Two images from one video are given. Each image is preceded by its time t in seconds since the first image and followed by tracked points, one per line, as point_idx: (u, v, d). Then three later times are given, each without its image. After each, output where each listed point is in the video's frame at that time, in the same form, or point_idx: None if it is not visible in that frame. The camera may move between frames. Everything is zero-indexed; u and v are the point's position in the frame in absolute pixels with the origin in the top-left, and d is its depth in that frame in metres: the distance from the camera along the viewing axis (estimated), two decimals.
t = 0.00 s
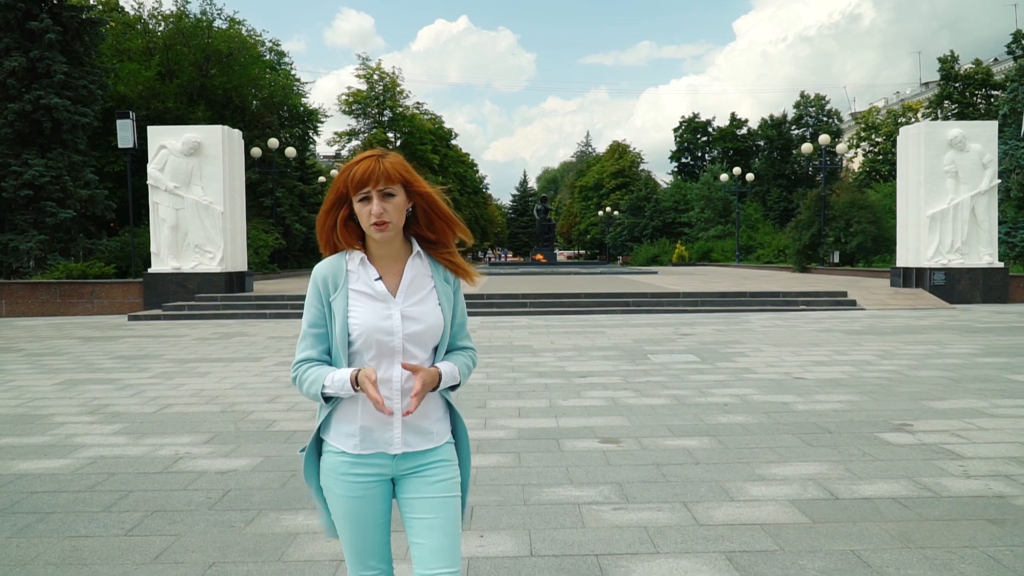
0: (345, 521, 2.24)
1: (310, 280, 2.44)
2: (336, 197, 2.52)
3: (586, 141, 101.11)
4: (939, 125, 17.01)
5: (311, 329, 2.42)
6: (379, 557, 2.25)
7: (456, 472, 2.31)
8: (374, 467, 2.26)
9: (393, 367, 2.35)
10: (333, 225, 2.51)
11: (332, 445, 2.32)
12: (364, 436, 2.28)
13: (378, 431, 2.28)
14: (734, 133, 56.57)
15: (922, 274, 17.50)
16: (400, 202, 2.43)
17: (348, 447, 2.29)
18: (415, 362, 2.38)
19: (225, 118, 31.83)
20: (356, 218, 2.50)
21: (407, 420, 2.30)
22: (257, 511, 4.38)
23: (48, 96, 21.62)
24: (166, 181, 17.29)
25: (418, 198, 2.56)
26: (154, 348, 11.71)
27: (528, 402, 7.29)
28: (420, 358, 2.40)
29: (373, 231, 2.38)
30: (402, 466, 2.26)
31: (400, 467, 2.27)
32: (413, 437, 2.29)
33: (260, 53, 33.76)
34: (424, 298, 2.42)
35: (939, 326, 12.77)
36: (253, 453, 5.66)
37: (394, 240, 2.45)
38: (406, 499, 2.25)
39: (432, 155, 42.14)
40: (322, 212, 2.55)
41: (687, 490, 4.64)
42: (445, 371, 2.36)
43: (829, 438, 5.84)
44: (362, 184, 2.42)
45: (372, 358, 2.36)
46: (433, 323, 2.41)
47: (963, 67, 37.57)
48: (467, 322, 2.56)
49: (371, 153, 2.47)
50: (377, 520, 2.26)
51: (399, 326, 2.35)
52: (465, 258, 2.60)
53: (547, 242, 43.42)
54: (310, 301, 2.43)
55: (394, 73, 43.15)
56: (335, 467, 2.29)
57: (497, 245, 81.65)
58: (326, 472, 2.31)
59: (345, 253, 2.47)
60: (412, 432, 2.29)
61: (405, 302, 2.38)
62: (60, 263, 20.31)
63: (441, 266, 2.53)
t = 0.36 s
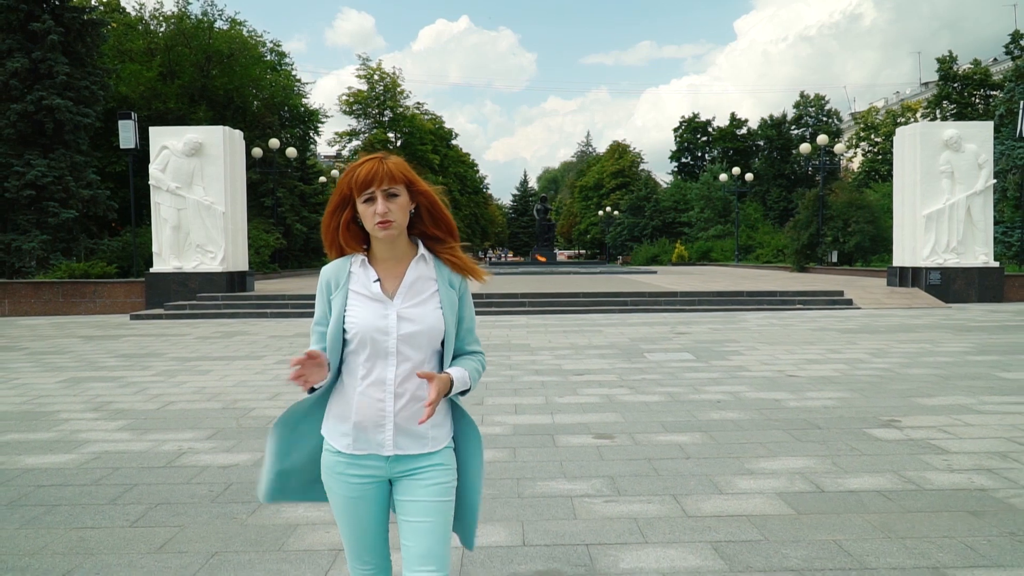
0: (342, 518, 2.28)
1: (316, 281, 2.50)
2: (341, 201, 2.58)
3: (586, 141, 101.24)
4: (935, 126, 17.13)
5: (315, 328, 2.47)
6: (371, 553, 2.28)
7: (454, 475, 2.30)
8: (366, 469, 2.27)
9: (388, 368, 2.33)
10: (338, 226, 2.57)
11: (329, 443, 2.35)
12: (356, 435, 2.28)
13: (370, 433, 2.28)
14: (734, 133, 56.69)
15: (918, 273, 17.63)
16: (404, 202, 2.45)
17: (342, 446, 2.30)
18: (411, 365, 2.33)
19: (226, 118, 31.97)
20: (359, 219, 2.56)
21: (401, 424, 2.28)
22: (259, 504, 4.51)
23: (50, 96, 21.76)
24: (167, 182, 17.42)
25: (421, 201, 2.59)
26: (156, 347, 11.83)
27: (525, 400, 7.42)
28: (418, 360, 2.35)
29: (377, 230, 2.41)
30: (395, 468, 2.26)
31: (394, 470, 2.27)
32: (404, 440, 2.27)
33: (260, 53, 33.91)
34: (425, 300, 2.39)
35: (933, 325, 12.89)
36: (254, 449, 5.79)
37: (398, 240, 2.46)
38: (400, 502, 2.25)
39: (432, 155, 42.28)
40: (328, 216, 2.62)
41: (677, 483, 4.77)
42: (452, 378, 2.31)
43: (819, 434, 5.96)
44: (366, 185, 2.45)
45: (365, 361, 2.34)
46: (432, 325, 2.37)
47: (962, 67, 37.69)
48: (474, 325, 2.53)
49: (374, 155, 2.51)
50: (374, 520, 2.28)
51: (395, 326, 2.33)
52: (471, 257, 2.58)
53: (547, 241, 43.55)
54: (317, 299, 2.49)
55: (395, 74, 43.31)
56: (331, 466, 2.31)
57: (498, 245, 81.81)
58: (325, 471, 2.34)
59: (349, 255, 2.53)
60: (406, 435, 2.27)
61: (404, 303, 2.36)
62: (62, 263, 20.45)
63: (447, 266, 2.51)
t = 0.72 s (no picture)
0: (355, 527, 2.25)
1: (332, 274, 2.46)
2: (367, 189, 2.51)
3: (586, 141, 101.32)
4: (931, 128, 17.24)
5: (329, 327, 2.44)
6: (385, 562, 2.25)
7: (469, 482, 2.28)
8: (378, 476, 2.25)
9: (401, 369, 2.29)
10: (360, 217, 2.53)
11: (343, 448, 2.33)
12: (369, 439, 2.27)
13: (382, 437, 2.26)
14: (734, 134, 56.80)
15: (914, 274, 17.74)
16: (428, 198, 2.38)
17: (355, 450, 2.28)
18: (428, 365, 2.31)
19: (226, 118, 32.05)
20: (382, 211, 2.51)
21: (413, 428, 2.25)
22: (261, 498, 4.62)
23: (52, 96, 21.90)
24: (169, 182, 17.54)
25: (448, 198, 2.53)
26: (158, 346, 11.94)
27: (523, 397, 7.53)
28: (434, 363, 2.33)
29: (397, 223, 2.35)
30: (409, 475, 2.23)
31: (407, 478, 2.24)
32: (417, 445, 2.24)
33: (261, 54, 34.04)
34: (441, 302, 2.35)
35: (929, 325, 13.00)
36: (257, 445, 5.91)
37: (419, 236, 2.40)
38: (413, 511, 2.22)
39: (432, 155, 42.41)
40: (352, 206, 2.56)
41: (670, 478, 4.89)
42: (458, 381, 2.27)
43: (810, 431, 6.08)
44: (393, 176, 2.39)
45: (378, 360, 2.32)
46: (447, 328, 2.34)
47: (961, 68, 37.79)
48: (490, 332, 2.48)
49: (405, 149, 2.44)
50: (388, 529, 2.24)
51: (409, 326, 2.29)
52: (494, 263, 2.55)
53: (547, 241, 43.67)
54: (330, 296, 2.44)
55: (395, 74, 43.43)
56: (345, 474, 2.29)
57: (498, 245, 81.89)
58: (339, 479, 2.32)
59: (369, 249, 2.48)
60: (419, 441, 2.25)
61: (420, 304, 2.32)
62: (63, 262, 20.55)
63: (467, 270, 2.47)
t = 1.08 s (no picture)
0: (368, 516, 2.17)
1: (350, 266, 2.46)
2: (388, 182, 2.50)
3: (586, 141, 101.48)
4: (928, 128, 17.37)
5: (346, 317, 2.42)
6: (395, 557, 2.11)
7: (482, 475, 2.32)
8: (397, 463, 2.23)
9: (421, 363, 2.33)
10: (381, 211, 2.53)
11: (361, 437, 2.32)
12: (389, 429, 2.26)
13: (402, 428, 2.25)
14: (733, 134, 56.91)
15: (911, 273, 17.88)
16: (447, 196, 2.39)
17: (374, 439, 2.27)
18: (445, 359, 2.34)
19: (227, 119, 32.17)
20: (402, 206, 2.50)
21: (435, 419, 2.26)
22: (266, 489, 4.75)
23: (54, 97, 22.05)
24: (171, 182, 17.68)
25: (468, 194, 2.53)
26: (161, 344, 12.06)
27: (521, 394, 7.66)
28: (451, 357, 2.36)
29: (416, 222, 2.35)
30: (427, 463, 2.23)
31: (425, 465, 2.24)
32: (438, 437, 2.26)
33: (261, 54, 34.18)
34: (460, 297, 2.37)
35: (924, 324, 13.14)
36: (261, 439, 6.04)
37: (437, 233, 2.41)
38: (429, 498, 2.23)
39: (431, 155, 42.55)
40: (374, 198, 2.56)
41: (664, 471, 5.02)
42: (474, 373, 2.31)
43: (803, 426, 6.21)
44: (412, 174, 2.38)
45: (401, 353, 2.34)
46: (466, 322, 2.36)
47: (959, 69, 37.91)
48: (508, 325, 2.50)
49: (426, 145, 2.43)
50: (403, 519, 2.17)
51: (429, 321, 2.31)
52: (513, 258, 2.56)
53: (547, 241, 43.81)
54: (347, 286, 2.43)
55: (395, 74, 43.59)
56: (361, 461, 2.27)
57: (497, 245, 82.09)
58: (352, 469, 2.28)
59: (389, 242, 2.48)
60: (439, 431, 2.27)
61: (438, 299, 2.34)
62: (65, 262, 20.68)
63: (485, 264, 2.48)
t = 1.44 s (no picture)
0: (380, 517, 2.17)
1: (355, 268, 2.43)
2: (392, 192, 2.50)
3: (586, 141, 101.62)
4: (924, 129, 17.48)
5: (350, 321, 2.39)
6: (410, 552, 2.12)
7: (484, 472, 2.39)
8: (409, 462, 2.26)
9: (434, 364, 2.37)
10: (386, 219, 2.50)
11: (369, 438, 2.30)
12: (402, 430, 2.27)
13: (416, 428, 2.28)
14: (732, 134, 57.00)
15: (908, 273, 17.99)
16: (455, 204, 2.43)
17: (385, 440, 2.27)
18: (455, 360, 2.39)
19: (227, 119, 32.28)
20: (407, 213, 2.50)
21: (446, 419, 2.31)
22: (270, 484, 4.86)
23: (56, 98, 22.16)
24: (172, 182, 17.78)
25: (470, 201, 2.58)
26: (163, 343, 12.17)
27: (519, 392, 7.76)
28: (459, 358, 2.40)
29: (426, 231, 2.39)
30: (437, 462, 2.28)
31: (435, 464, 2.28)
32: (449, 436, 2.31)
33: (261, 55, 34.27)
34: (468, 298, 2.42)
35: (919, 323, 13.25)
36: (263, 436, 6.15)
37: (445, 240, 2.44)
38: (438, 495, 2.29)
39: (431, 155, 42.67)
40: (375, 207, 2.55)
41: (658, 467, 5.13)
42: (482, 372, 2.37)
43: (796, 423, 6.32)
44: (420, 184, 2.41)
45: (412, 355, 2.36)
46: (474, 324, 2.41)
47: (957, 69, 38.00)
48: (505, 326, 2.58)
49: (431, 153, 2.45)
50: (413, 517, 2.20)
51: (442, 324, 2.35)
52: (511, 260, 2.64)
53: (546, 241, 43.93)
54: (353, 289, 2.40)
55: (394, 75, 43.71)
56: (371, 461, 2.26)
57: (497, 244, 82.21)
58: (360, 469, 2.27)
59: (394, 248, 2.47)
60: (450, 430, 2.32)
61: (449, 301, 2.38)
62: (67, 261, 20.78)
63: (488, 267, 2.55)
